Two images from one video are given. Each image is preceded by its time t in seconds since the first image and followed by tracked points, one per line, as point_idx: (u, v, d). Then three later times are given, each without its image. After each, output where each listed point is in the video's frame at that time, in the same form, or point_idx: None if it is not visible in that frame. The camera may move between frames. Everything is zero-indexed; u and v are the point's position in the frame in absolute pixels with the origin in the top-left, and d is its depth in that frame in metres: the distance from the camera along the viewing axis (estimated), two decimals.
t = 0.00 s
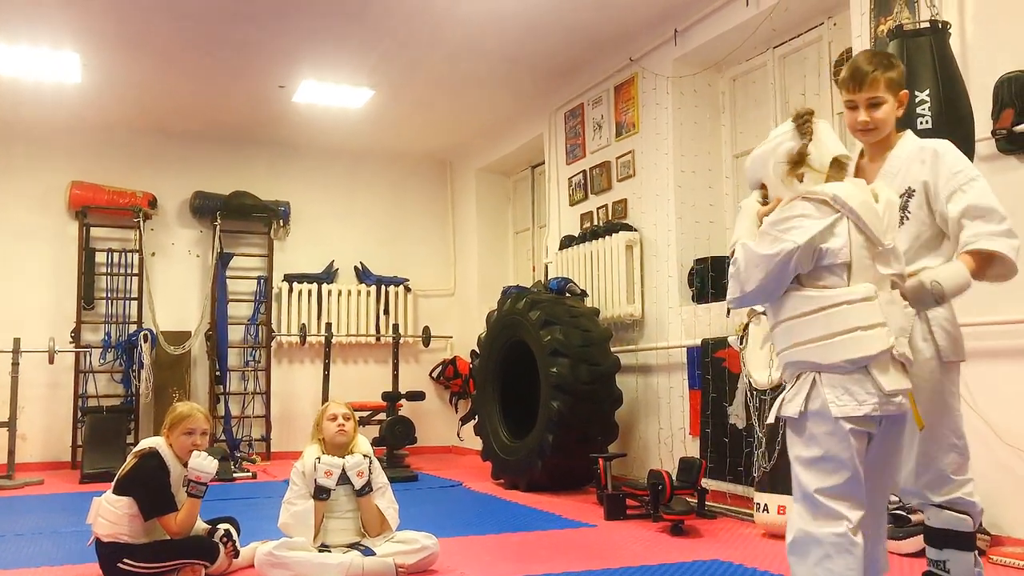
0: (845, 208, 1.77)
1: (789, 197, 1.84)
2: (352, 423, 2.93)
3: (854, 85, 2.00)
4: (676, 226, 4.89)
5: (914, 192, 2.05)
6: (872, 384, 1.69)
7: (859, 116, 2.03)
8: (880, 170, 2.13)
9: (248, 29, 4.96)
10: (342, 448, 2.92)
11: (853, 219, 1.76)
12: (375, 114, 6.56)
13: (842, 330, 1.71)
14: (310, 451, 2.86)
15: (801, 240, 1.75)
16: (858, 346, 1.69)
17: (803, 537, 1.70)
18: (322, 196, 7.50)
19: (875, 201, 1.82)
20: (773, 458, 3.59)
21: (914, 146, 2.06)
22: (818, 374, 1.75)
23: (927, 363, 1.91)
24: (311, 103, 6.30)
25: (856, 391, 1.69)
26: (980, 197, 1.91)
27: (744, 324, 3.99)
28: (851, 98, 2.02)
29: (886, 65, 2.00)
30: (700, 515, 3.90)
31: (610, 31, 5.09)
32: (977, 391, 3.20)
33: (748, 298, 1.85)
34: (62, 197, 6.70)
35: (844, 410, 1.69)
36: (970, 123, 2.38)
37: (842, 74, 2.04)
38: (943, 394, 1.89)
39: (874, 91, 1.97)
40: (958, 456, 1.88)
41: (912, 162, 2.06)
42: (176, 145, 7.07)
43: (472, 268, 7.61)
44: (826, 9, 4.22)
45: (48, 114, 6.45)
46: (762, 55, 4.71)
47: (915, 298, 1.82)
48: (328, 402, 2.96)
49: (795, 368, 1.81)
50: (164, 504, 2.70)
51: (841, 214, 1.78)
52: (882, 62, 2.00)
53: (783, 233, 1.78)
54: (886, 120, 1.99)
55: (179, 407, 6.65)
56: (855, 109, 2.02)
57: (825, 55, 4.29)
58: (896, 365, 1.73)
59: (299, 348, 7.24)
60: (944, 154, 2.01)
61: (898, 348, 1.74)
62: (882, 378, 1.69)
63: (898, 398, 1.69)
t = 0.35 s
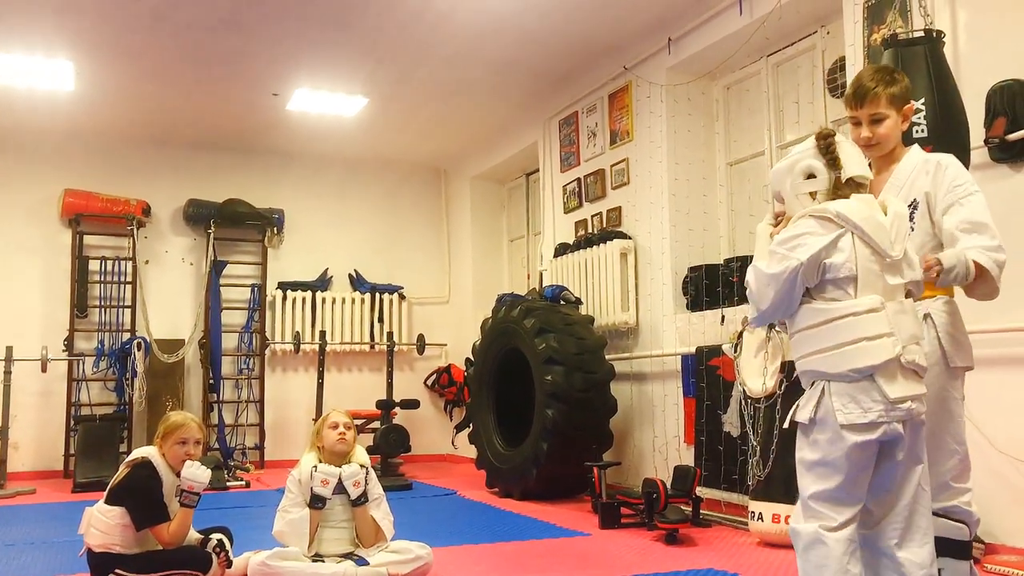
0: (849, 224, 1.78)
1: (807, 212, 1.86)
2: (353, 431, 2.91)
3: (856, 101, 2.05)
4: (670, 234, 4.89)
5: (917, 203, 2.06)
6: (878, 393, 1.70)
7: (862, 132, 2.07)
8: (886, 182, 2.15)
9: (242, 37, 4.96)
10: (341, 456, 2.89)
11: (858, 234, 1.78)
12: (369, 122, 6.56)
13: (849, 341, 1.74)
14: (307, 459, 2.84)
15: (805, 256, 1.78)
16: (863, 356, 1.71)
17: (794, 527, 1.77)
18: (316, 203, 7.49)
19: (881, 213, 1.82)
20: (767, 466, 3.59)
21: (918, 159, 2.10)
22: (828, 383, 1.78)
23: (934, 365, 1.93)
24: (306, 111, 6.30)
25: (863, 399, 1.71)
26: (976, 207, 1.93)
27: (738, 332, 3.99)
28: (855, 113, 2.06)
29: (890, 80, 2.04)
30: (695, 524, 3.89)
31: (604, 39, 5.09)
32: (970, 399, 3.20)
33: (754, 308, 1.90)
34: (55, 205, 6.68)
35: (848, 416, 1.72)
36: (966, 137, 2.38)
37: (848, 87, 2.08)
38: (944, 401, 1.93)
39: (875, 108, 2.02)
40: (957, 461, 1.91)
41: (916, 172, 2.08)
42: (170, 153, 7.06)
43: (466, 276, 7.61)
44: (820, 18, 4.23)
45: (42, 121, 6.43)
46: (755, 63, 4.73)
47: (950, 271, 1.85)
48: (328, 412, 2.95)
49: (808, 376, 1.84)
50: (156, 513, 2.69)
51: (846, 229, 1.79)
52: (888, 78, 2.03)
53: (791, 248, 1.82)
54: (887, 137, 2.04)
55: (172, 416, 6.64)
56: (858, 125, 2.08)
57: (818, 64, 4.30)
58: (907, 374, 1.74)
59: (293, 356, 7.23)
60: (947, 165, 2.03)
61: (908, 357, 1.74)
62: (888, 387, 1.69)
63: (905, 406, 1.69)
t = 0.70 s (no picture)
0: (820, 233, 1.73)
1: (775, 227, 1.80)
2: (342, 437, 2.90)
3: (837, 109, 2.10)
4: (660, 238, 4.89)
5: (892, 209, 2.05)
6: (850, 397, 1.70)
7: (842, 139, 2.10)
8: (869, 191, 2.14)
9: (231, 42, 4.95)
10: (330, 462, 2.88)
11: (829, 243, 1.75)
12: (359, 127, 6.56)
13: (819, 348, 1.73)
14: (296, 465, 2.83)
15: (801, 264, 1.70)
16: (836, 362, 1.70)
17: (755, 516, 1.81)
18: (306, 209, 7.48)
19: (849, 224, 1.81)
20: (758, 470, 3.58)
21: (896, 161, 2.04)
22: (800, 392, 1.76)
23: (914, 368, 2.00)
24: (295, 116, 6.29)
25: (835, 403, 1.70)
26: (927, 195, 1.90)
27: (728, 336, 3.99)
28: (836, 121, 2.10)
29: (871, 90, 2.08)
30: (686, 528, 3.89)
31: (594, 44, 5.10)
32: (959, 402, 3.21)
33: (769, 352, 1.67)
34: (44, 210, 6.65)
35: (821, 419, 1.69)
36: (953, 147, 2.38)
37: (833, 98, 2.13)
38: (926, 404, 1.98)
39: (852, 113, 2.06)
40: (934, 463, 1.95)
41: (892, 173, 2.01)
42: (160, 158, 7.04)
43: (457, 281, 7.60)
44: (808, 22, 4.25)
45: (30, 127, 6.41)
46: (745, 68, 4.74)
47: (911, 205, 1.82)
48: (317, 417, 2.94)
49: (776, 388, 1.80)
50: (144, 520, 2.68)
51: (818, 238, 1.75)
52: (868, 89, 2.08)
53: (781, 262, 1.71)
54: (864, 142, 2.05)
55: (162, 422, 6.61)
56: (839, 133, 2.11)
57: (807, 68, 4.31)
58: (876, 378, 1.74)
59: (283, 361, 7.21)
60: (916, 162, 1.99)
61: (877, 361, 1.75)
62: (859, 391, 1.70)
63: (876, 410, 1.70)
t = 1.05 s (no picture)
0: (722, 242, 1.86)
1: (681, 239, 1.94)
2: (335, 435, 2.90)
3: (816, 106, 2.11)
4: (654, 235, 4.90)
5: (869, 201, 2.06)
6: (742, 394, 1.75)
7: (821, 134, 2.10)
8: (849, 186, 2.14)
9: (223, 39, 4.94)
10: (324, 460, 2.87)
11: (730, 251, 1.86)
12: (352, 125, 6.54)
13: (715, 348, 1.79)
14: (289, 463, 2.82)
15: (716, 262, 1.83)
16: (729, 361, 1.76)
17: (678, 522, 1.83)
18: (299, 207, 7.46)
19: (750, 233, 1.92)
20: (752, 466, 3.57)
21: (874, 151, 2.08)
22: (698, 390, 1.83)
23: (902, 360, 1.98)
24: (288, 114, 6.27)
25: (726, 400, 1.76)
26: (871, 182, 1.93)
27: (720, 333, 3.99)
28: (815, 117, 2.11)
29: (851, 86, 2.09)
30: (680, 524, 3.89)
31: (587, 40, 5.09)
32: (952, 396, 3.21)
33: (720, 334, 1.75)
34: (36, 209, 6.63)
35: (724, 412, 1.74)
36: (943, 139, 2.42)
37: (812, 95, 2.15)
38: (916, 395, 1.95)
39: (830, 109, 2.07)
40: (932, 456, 1.90)
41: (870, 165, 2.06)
42: (152, 156, 7.02)
43: (451, 279, 7.59)
44: (801, 18, 4.24)
45: (21, 125, 6.38)
46: (738, 64, 4.73)
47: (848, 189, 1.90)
48: (310, 414, 2.93)
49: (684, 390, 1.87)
50: (137, 518, 2.66)
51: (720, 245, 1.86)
52: (847, 85, 2.09)
53: (697, 266, 1.85)
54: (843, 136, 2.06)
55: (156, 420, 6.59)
56: (819, 129, 2.11)
57: (800, 64, 4.31)
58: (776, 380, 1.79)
59: (277, 360, 7.20)
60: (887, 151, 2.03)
61: (773, 362, 1.80)
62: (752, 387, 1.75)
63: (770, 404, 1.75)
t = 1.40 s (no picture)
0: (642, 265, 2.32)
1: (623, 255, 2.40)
2: (337, 427, 2.90)
3: (795, 111, 2.18)
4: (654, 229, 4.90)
5: (863, 199, 2.07)
6: (664, 397, 2.21)
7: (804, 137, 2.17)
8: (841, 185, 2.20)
9: (223, 33, 4.94)
10: (325, 453, 2.88)
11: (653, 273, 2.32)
12: (352, 119, 6.54)
13: (643, 357, 2.26)
14: (292, 455, 2.83)
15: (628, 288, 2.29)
16: (653, 369, 2.23)
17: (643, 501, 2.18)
18: (299, 200, 7.46)
19: (679, 252, 2.37)
20: (751, 459, 3.55)
21: (864, 151, 2.11)
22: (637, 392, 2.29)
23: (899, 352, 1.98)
24: (288, 107, 6.27)
25: (654, 402, 2.22)
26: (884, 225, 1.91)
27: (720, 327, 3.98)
28: (796, 122, 2.18)
29: (829, 87, 2.14)
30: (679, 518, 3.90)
31: (587, 33, 5.08)
32: (951, 390, 3.22)
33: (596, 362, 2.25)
34: (36, 203, 6.62)
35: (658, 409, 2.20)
36: (942, 131, 2.43)
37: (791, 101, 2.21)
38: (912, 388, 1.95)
39: (807, 112, 2.13)
40: (930, 448, 1.90)
41: (863, 167, 2.10)
42: (151, 150, 7.02)
43: (451, 272, 7.59)
44: (802, 12, 4.24)
45: (21, 119, 6.38)
46: (739, 58, 4.73)
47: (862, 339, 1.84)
48: (312, 407, 2.93)
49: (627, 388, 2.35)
50: (138, 510, 2.67)
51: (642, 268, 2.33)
52: (824, 86, 2.14)
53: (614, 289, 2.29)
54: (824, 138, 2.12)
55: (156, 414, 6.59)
56: (801, 133, 2.18)
57: (801, 57, 4.31)
58: (695, 382, 2.22)
59: (277, 354, 7.21)
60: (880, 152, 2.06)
61: (695, 369, 2.23)
62: (673, 392, 2.20)
63: (693, 405, 2.18)
